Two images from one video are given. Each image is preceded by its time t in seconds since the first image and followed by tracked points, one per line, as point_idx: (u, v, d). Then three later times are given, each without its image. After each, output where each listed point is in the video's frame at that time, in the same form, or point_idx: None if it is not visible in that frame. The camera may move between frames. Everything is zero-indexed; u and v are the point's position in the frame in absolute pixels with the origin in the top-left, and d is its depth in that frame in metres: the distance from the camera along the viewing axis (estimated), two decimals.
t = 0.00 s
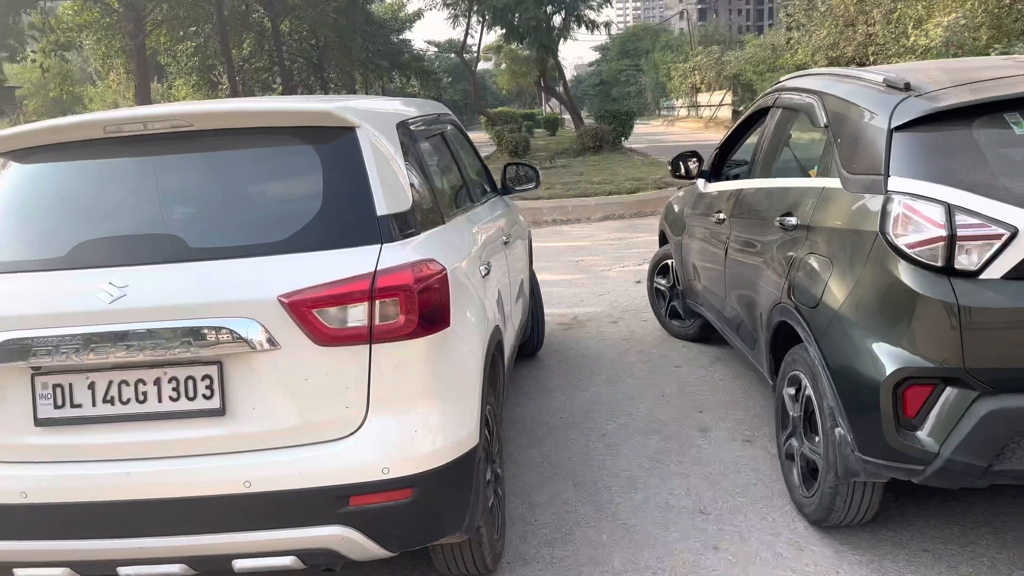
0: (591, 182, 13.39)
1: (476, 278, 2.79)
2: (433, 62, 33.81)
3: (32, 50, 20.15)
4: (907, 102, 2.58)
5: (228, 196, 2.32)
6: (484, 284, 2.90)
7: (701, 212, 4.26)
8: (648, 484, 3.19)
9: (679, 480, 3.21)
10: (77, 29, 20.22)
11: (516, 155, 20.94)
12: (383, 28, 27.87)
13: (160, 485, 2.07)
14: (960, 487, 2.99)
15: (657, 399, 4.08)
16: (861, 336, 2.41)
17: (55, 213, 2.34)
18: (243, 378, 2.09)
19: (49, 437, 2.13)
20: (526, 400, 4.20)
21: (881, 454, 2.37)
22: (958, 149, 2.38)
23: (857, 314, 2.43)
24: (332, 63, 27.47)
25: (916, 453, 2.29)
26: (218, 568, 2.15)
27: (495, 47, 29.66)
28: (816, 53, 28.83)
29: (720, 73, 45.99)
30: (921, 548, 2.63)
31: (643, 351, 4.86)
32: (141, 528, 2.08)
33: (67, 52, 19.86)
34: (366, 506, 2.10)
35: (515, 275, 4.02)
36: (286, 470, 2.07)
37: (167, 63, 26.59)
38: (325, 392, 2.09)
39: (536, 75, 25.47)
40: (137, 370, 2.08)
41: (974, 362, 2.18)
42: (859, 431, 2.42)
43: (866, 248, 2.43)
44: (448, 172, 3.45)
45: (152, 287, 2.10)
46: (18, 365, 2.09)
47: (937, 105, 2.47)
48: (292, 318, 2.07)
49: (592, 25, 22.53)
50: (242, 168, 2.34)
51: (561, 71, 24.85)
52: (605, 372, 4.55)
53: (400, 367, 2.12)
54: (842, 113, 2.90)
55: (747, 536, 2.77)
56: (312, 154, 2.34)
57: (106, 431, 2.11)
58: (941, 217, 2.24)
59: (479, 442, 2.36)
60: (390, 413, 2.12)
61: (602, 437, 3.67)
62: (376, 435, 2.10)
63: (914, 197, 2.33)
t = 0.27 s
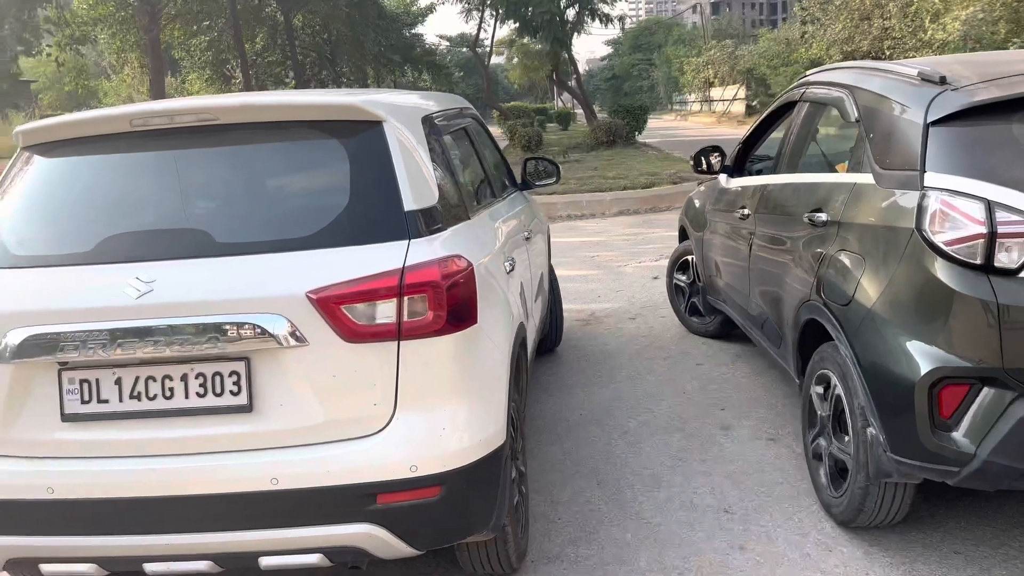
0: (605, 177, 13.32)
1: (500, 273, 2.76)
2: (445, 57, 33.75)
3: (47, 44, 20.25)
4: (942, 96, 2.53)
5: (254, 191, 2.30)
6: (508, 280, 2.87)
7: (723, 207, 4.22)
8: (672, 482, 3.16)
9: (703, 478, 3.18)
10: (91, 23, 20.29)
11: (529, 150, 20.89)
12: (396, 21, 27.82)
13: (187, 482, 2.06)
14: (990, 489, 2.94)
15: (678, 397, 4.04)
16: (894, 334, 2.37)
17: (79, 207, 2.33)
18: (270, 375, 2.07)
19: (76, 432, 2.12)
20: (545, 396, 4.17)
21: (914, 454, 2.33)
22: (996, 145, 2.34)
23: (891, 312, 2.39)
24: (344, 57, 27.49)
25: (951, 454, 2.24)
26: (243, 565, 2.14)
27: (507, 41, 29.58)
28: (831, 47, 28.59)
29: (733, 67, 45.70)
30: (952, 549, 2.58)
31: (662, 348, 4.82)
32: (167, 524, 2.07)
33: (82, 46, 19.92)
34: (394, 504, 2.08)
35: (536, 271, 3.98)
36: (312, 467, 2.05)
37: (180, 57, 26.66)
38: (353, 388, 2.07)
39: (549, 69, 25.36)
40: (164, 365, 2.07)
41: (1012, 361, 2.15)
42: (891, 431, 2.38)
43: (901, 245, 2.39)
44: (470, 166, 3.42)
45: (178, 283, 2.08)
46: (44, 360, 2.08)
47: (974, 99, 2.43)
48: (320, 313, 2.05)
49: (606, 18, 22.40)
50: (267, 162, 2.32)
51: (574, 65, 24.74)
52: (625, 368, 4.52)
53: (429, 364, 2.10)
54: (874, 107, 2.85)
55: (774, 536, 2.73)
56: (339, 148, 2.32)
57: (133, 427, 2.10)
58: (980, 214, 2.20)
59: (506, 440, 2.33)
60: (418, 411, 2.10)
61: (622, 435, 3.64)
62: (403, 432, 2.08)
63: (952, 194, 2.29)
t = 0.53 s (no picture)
0: (611, 176, 13.30)
1: (510, 272, 2.75)
2: (451, 55, 33.73)
3: (55, 42, 20.31)
4: (956, 96, 2.52)
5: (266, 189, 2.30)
6: (518, 280, 2.87)
7: (732, 207, 4.21)
8: (681, 482, 3.16)
9: (711, 479, 3.17)
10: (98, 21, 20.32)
11: (534, 149, 20.88)
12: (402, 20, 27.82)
13: (198, 479, 2.06)
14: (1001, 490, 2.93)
15: (686, 396, 4.03)
16: (906, 335, 2.36)
17: (91, 205, 2.34)
18: (282, 373, 2.07)
19: (88, 430, 2.12)
20: (553, 395, 4.17)
21: (926, 456, 2.32)
22: (1010, 145, 2.33)
23: (903, 313, 2.38)
24: (350, 55, 27.52)
25: (963, 456, 2.24)
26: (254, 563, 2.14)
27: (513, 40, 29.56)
28: (839, 46, 28.54)
29: (740, 66, 45.61)
30: (963, 551, 2.57)
31: (669, 348, 4.82)
32: (179, 522, 2.07)
33: (90, 44, 19.97)
34: (404, 503, 2.08)
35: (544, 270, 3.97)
36: (323, 465, 2.05)
37: (187, 55, 26.70)
38: (364, 387, 2.08)
39: (554, 68, 25.35)
40: (176, 363, 2.07)
41: None
42: (902, 433, 2.37)
43: (913, 246, 2.39)
44: (480, 165, 3.42)
45: (189, 281, 2.09)
46: (57, 357, 2.08)
47: (987, 100, 2.42)
48: (331, 312, 2.05)
49: (612, 17, 22.37)
50: (278, 160, 2.32)
51: (580, 64, 24.71)
52: (632, 368, 4.52)
53: (440, 364, 2.10)
54: (886, 107, 2.84)
55: (784, 537, 2.73)
56: (351, 147, 2.32)
57: (145, 425, 2.11)
58: (993, 215, 2.19)
59: (515, 439, 2.34)
60: (429, 410, 2.10)
61: (630, 435, 3.63)
62: (415, 432, 2.08)
63: (966, 195, 2.28)
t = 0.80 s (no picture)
0: (603, 184, 13.36)
1: (498, 278, 2.77)
2: (443, 63, 33.84)
3: (46, 49, 20.27)
4: (937, 104, 2.56)
5: (254, 195, 2.31)
6: (506, 287, 2.88)
7: (720, 214, 4.24)
8: (668, 488, 3.17)
9: (699, 484, 3.19)
10: (91, 29, 20.30)
11: (526, 157, 20.95)
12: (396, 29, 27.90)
13: (184, 485, 2.06)
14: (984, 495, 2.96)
15: (674, 403, 4.05)
16: (889, 341, 2.38)
17: (79, 211, 2.34)
18: (269, 379, 2.08)
19: (74, 436, 2.12)
20: (542, 402, 4.19)
21: (909, 460, 2.34)
22: (989, 154, 2.37)
23: (886, 319, 2.41)
24: (343, 63, 27.58)
25: (945, 461, 2.26)
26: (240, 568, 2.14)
27: (505, 48, 29.68)
28: (829, 54, 28.76)
29: (731, 75, 45.92)
30: (947, 555, 2.60)
31: (659, 354, 4.83)
32: (165, 528, 2.07)
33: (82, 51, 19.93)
34: (391, 507, 2.08)
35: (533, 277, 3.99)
36: (309, 471, 2.06)
37: (179, 62, 26.70)
38: (351, 393, 2.09)
39: (547, 77, 25.46)
40: (162, 369, 2.08)
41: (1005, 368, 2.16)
42: (885, 437, 2.40)
43: (895, 253, 2.42)
44: (469, 172, 3.44)
45: (177, 287, 2.09)
46: (44, 363, 2.08)
47: (967, 109, 2.46)
48: (318, 318, 2.06)
49: (604, 26, 22.50)
50: (266, 167, 2.33)
51: (572, 72, 24.83)
52: (622, 374, 4.53)
53: (426, 369, 2.11)
54: (870, 115, 2.88)
55: (770, 542, 2.74)
56: (339, 153, 2.33)
57: (132, 429, 2.11)
58: (973, 222, 2.23)
59: (502, 444, 2.35)
60: (416, 416, 2.11)
61: (619, 441, 3.65)
62: (401, 436, 2.09)
63: (946, 202, 2.31)
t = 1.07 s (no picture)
0: (581, 198, 13.44)
1: (467, 291, 2.80)
2: (424, 78, 33.96)
3: (22, 65, 20.08)
4: (892, 119, 2.64)
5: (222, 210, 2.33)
6: (475, 300, 2.91)
7: (690, 227, 4.31)
8: (638, 498, 3.20)
9: (669, 494, 3.22)
10: (68, 44, 20.16)
11: (507, 172, 21.05)
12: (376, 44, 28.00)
13: (149, 499, 2.06)
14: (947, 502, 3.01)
15: (647, 414, 4.09)
16: (848, 350, 2.44)
17: (47, 226, 2.35)
18: (234, 392, 2.09)
19: (39, 451, 2.11)
20: (516, 414, 4.20)
21: (868, 467, 2.39)
22: (941, 167, 2.44)
23: (844, 329, 2.46)
24: (323, 78, 27.60)
25: (903, 467, 2.31)
26: None
27: (485, 64, 29.86)
28: (805, 70, 29.22)
29: (710, 91, 46.48)
30: (910, 561, 2.64)
31: (633, 366, 4.88)
32: (129, 543, 2.07)
33: (60, 66, 19.79)
34: (356, 519, 2.09)
35: (506, 290, 4.03)
36: (274, 483, 2.06)
37: (158, 78, 26.59)
38: (316, 405, 2.10)
39: (527, 92, 25.64)
40: (127, 383, 2.08)
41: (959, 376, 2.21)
42: (845, 445, 2.45)
43: (852, 264, 2.48)
44: (440, 187, 3.47)
45: (142, 301, 2.10)
46: (8, 378, 2.08)
47: (920, 123, 2.53)
48: (282, 331, 2.07)
49: (583, 42, 22.73)
50: (234, 182, 2.35)
51: (552, 88, 25.03)
52: (596, 386, 4.57)
53: (391, 381, 2.13)
54: (829, 130, 2.96)
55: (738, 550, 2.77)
56: (306, 168, 2.36)
57: (95, 444, 2.10)
58: (925, 233, 2.29)
59: (469, 455, 2.36)
60: (381, 427, 2.12)
61: (591, 452, 3.67)
62: (366, 448, 2.10)
63: (900, 214, 2.38)
